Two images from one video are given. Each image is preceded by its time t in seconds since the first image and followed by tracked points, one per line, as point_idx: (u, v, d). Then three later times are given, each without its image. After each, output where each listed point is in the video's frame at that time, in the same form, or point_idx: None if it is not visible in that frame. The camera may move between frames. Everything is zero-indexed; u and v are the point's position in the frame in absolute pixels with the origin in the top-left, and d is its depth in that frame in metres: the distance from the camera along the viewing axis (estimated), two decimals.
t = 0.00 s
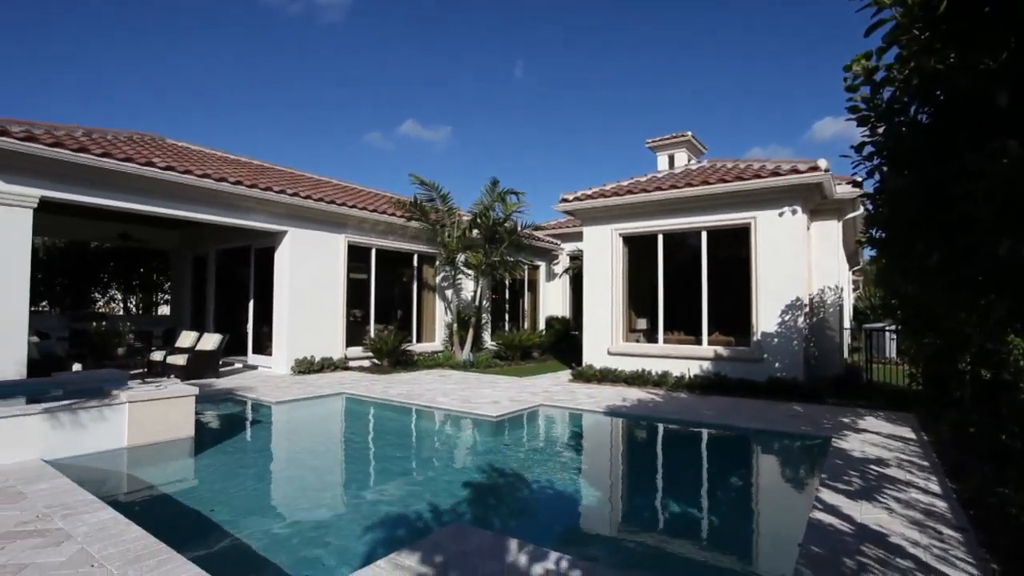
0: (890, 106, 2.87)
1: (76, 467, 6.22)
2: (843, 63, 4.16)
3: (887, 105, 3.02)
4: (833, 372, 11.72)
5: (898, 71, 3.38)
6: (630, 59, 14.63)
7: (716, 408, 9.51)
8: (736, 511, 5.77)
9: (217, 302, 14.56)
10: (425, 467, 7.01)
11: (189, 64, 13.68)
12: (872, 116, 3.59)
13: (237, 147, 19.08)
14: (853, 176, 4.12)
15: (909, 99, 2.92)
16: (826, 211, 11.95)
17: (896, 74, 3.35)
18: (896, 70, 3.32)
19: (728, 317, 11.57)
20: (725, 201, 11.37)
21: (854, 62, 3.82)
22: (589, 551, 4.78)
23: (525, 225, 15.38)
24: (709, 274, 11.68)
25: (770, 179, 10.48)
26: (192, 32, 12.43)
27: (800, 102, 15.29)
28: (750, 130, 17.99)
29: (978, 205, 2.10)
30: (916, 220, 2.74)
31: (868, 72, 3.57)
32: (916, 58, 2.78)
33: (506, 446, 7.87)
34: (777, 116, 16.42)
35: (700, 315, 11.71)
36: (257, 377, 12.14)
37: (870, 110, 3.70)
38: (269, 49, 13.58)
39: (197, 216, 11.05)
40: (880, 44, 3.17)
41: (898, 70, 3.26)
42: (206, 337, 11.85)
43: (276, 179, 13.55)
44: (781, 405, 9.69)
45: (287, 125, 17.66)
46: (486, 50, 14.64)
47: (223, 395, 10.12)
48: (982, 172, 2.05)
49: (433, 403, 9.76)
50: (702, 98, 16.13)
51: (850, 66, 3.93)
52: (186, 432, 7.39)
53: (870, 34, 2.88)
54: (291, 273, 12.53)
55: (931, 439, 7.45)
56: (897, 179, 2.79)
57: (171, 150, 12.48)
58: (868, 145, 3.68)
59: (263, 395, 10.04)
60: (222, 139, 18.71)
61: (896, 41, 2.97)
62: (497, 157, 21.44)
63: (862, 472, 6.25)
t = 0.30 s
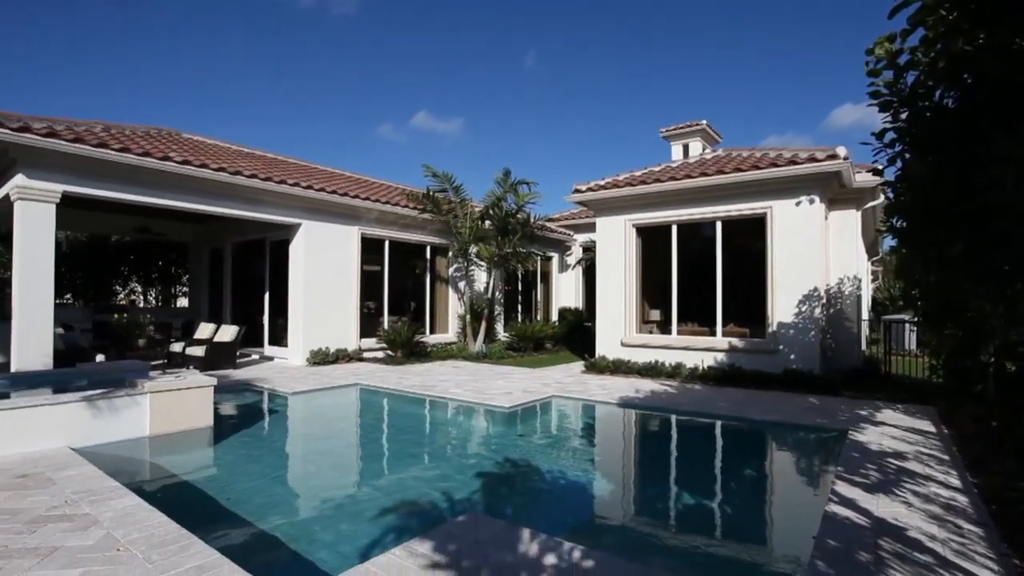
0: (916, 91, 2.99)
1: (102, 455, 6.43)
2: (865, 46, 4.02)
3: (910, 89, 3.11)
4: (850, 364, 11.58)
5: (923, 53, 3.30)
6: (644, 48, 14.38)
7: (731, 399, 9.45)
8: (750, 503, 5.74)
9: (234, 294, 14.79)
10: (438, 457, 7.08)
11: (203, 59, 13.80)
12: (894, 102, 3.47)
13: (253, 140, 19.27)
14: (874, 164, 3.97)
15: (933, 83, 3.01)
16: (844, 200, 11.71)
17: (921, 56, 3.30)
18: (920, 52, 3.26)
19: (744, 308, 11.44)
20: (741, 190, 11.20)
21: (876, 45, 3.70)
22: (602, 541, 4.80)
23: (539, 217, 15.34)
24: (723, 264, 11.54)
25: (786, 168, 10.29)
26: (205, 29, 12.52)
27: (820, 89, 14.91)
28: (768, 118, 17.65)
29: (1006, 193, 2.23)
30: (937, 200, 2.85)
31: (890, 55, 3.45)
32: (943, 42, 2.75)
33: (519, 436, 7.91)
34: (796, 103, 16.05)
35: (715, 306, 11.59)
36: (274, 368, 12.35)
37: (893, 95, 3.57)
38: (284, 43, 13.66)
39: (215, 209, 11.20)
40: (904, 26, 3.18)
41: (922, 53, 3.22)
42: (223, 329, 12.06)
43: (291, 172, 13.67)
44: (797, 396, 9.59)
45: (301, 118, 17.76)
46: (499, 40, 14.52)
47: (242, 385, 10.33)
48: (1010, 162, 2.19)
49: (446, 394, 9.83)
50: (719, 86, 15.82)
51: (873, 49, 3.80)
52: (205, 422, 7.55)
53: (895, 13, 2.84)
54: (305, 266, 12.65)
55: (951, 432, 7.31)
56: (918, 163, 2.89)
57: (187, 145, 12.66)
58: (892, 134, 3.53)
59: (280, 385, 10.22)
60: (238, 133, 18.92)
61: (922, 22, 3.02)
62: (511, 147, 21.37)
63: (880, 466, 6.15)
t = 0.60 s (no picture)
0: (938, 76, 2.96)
1: (121, 444, 6.56)
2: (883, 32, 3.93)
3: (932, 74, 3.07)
4: (865, 356, 11.46)
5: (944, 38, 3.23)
6: (657, 37, 14.16)
7: (743, 391, 9.40)
8: (761, 495, 5.72)
9: (248, 286, 14.96)
10: (450, 448, 7.14)
11: (215, 53, 13.85)
12: (914, 90, 3.40)
13: (266, 133, 19.38)
14: (891, 153, 3.88)
15: (954, 69, 2.97)
16: (861, 189, 11.52)
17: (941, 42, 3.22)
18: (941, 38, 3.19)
19: (757, 300, 11.33)
20: (755, 180, 11.05)
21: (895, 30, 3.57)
22: (613, 533, 4.81)
23: (550, 208, 15.28)
24: (736, 256, 11.42)
25: (801, 157, 10.13)
26: (217, 24, 12.55)
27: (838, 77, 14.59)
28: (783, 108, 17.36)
29: None
30: (953, 185, 2.83)
31: (909, 41, 3.35)
32: (966, 25, 2.67)
33: (530, 427, 7.95)
34: (812, 92, 15.73)
35: (727, 297, 11.50)
36: (287, 360, 12.50)
37: (912, 82, 3.47)
38: (294, 37, 13.66)
39: (228, 202, 11.31)
40: (926, 10, 3.12)
41: (942, 38, 3.16)
42: (237, 321, 12.21)
43: (302, 165, 13.73)
44: (811, 389, 9.50)
45: (312, 110, 17.80)
46: (509, 31, 14.39)
47: (256, 376, 10.47)
48: None
49: (458, 385, 9.89)
50: (734, 76, 15.54)
51: (891, 35, 3.72)
52: (221, 413, 7.69)
53: None
54: (317, 258, 12.75)
55: (969, 426, 7.21)
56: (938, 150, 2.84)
57: (200, 138, 12.76)
58: (909, 121, 3.47)
59: (294, 377, 10.35)
60: (251, 126, 19.04)
61: (944, 4, 2.96)
62: (522, 138, 21.27)
63: (894, 459, 6.09)
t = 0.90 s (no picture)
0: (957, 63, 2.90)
1: (139, 434, 6.69)
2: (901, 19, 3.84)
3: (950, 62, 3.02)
4: (879, 349, 11.31)
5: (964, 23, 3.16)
6: (670, 27, 13.95)
7: (755, 384, 9.35)
8: (772, 489, 5.69)
9: (260, 279, 15.11)
10: (460, 439, 7.19)
11: (226, 47, 13.90)
12: (932, 77, 3.34)
13: (277, 126, 19.48)
14: (908, 143, 3.78)
15: (976, 54, 2.90)
16: (878, 179, 11.32)
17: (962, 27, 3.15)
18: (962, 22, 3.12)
19: (769, 292, 11.22)
20: (769, 171, 10.90)
21: (913, 17, 3.43)
22: (624, 524, 4.83)
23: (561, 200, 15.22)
24: (749, 247, 11.29)
25: (816, 147, 9.97)
26: (228, 18, 12.58)
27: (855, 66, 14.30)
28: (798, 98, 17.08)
29: None
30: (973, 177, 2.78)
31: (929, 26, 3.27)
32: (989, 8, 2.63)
33: (540, 419, 7.98)
34: (828, 82, 15.45)
35: (739, 289, 11.39)
36: (300, 351, 12.62)
37: (932, 70, 3.39)
38: (305, 31, 13.69)
39: (241, 195, 11.40)
40: None
41: (963, 23, 3.09)
42: (250, 314, 12.35)
43: (313, 158, 13.80)
44: (823, 381, 9.41)
45: (323, 102, 17.85)
46: (519, 22, 14.27)
47: (270, 367, 10.61)
48: None
49: (468, 377, 9.94)
50: (748, 66, 15.29)
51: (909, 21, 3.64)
52: (235, 403, 7.81)
53: None
54: (329, 251, 12.84)
55: (986, 420, 7.10)
56: (956, 139, 2.80)
57: (213, 132, 12.86)
58: (927, 109, 3.39)
59: (306, 368, 10.46)
60: (263, 119, 19.16)
61: None
62: (533, 129, 21.17)
63: (908, 453, 6.02)
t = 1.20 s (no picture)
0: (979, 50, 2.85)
1: (154, 424, 6.80)
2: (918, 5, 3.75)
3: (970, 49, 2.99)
4: (892, 343, 11.24)
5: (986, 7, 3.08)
6: (681, 19, 13.78)
7: (766, 377, 9.31)
8: (782, 481, 5.68)
9: (271, 272, 15.23)
10: (470, 431, 7.24)
11: (236, 42, 13.94)
12: (950, 65, 3.26)
13: (287, 119, 19.55)
14: (924, 132, 3.70)
15: (995, 41, 2.87)
16: (892, 170, 11.14)
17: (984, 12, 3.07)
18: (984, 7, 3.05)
19: (780, 284, 11.13)
20: (780, 162, 10.76)
21: (931, 4, 3.39)
22: (633, 516, 4.84)
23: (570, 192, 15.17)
24: (760, 240, 11.19)
25: (829, 138, 9.83)
26: (237, 13, 12.60)
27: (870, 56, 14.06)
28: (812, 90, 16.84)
29: None
30: (994, 167, 2.75)
31: (947, 13, 3.21)
32: None
33: (550, 411, 8.00)
34: (842, 72, 15.21)
35: (750, 282, 11.31)
36: (310, 344, 12.72)
37: (949, 58, 3.31)
38: (314, 25, 13.69)
39: (251, 188, 11.47)
40: None
41: (985, 8, 3.02)
42: (261, 306, 12.46)
43: (323, 151, 13.83)
44: (835, 375, 9.34)
45: (333, 95, 17.85)
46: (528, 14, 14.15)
47: (281, 360, 10.71)
48: None
49: (478, 369, 9.98)
50: (759, 57, 15.09)
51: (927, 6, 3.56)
52: (247, 395, 7.92)
53: None
54: (338, 244, 12.90)
55: (1001, 414, 7.01)
56: (974, 128, 2.77)
57: (223, 126, 12.93)
58: (944, 98, 3.31)
59: (317, 360, 10.55)
60: (273, 112, 19.23)
61: None
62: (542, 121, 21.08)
63: (921, 447, 5.97)
